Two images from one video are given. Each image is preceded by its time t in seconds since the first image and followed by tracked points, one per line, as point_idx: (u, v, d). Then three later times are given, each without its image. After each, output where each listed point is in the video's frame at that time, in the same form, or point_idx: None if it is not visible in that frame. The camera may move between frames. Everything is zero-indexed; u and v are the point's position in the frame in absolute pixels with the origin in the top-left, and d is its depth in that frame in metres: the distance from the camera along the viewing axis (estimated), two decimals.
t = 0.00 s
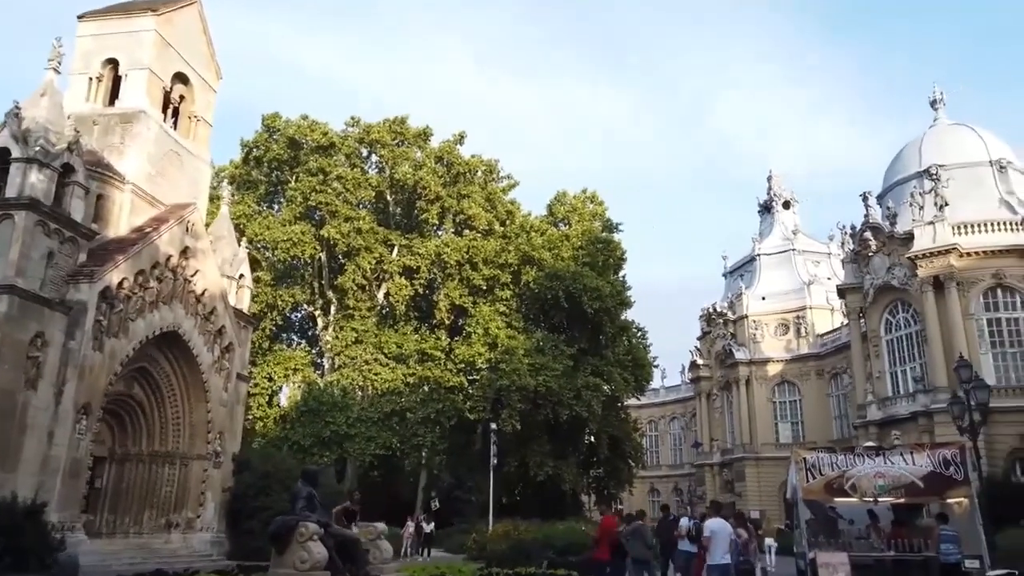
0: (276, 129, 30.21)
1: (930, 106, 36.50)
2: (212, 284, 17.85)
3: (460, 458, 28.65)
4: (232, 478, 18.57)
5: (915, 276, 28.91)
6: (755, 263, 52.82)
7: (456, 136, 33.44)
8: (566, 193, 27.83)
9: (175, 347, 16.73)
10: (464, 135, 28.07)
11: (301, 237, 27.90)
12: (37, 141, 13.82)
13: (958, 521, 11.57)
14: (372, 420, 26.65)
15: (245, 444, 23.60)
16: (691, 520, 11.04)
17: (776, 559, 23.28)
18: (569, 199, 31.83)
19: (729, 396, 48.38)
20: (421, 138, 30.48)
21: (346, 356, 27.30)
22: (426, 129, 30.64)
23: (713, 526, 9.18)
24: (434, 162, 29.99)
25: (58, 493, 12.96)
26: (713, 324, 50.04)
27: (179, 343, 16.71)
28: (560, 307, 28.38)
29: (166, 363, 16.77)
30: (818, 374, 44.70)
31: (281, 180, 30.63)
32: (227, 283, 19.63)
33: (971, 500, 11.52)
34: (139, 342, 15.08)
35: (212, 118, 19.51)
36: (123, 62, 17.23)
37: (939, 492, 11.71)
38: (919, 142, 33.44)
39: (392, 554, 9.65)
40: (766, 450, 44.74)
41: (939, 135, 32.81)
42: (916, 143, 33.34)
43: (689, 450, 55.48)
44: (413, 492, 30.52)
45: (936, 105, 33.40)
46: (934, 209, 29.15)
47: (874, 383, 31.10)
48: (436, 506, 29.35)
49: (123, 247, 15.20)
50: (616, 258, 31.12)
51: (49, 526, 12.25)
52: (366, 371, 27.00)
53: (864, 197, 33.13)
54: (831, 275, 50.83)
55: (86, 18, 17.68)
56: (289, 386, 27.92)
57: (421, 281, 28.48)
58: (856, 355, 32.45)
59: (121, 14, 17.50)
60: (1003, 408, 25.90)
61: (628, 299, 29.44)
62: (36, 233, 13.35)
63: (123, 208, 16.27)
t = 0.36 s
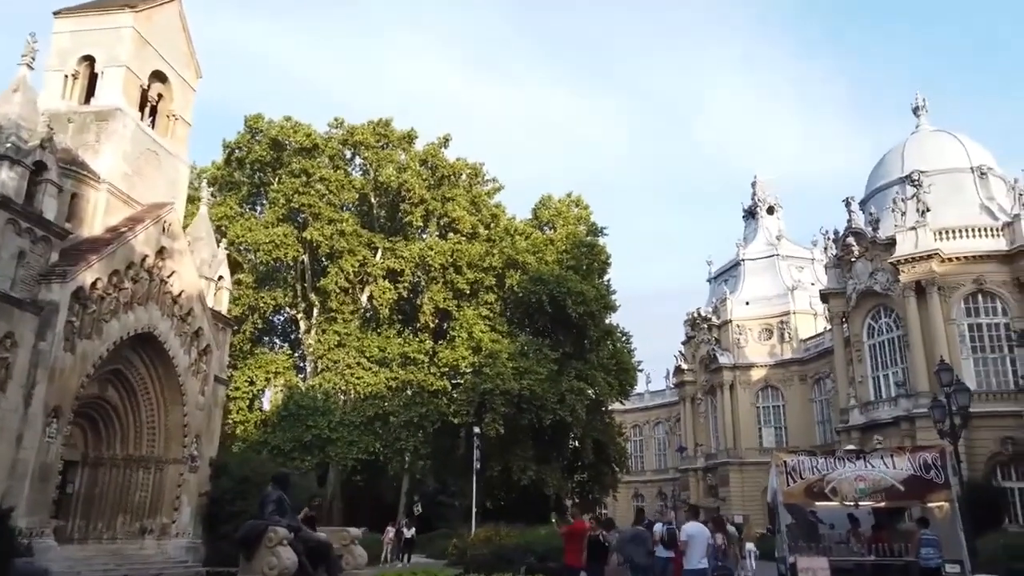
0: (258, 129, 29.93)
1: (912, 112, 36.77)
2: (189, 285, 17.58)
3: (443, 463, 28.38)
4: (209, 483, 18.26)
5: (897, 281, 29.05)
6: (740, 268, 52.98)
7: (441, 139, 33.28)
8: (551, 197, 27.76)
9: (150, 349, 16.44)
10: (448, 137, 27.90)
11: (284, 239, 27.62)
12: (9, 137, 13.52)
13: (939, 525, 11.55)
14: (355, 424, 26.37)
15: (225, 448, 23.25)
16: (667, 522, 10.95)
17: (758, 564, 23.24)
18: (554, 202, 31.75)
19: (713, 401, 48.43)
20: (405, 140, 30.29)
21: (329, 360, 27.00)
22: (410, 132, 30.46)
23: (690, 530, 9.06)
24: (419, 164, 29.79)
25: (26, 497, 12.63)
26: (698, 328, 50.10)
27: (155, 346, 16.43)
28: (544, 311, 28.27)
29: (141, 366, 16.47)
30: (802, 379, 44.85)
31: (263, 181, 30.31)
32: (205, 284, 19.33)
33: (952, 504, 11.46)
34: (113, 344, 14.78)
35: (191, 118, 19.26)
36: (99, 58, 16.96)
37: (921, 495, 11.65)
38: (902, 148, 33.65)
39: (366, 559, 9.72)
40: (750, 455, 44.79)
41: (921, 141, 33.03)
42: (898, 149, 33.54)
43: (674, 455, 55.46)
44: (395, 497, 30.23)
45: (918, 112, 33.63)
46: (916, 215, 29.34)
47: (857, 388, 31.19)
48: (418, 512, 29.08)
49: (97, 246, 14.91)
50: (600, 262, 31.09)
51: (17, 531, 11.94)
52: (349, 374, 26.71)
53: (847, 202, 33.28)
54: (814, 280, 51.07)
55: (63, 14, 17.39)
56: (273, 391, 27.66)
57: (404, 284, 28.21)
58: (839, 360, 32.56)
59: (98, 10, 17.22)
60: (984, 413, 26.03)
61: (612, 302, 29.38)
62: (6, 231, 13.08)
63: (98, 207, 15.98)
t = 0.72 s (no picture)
0: (240, 131, 29.62)
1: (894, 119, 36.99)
2: (165, 287, 17.29)
3: (427, 468, 28.35)
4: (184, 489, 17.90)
5: (880, 287, 29.15)
6: (724, 273, 53.09)
7: (426, 142, 33.10)
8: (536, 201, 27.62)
9: (124, 352, 16.11)
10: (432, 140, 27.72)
11: (265, 242, 27.29)
12: None
13: (919, 531, 11.51)
14: (337, 429, 26.01)
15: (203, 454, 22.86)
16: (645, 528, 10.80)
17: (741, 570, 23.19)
18: (539, 207, 31.59)
19: (697, 407, 48.43)
20: (389, 144, 30.07)
21: (310, 364, 26.68)
22: (395, 135, 30.25)
23: (667, 536, 8.94)
24: (403, 168, 29.56)
25: None
26: (682, 334, 50.14)
27: (130, 349, 16.10)
28: (528, 316, 28.12)
29: (115, 369, 16.13)
30: (785, 385, 44.96)
31: (246, 184, 29.97)
32: (182, 286, 19.05)
33: (933, 509, 11.37)
34: (85, 347, 14.45)
35: (169, 118, 18.98)
36: (73, 56, 16.67)
37: (902, 500, 11.54)
38: (884, 155, 33.82)
39: (338, 567, 9.55)
40: (734, 460, 44.81)
41: (904, 148, 33.22)
42: (881, 155, 33.72)
43: (658, 461, 55.42)
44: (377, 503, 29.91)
45: (900, 119, 33.82)
46: (899, 221, 29.49)
47: (839, 393, 31.24)
48: (400, 518, 28.78)
49: (69, 247, 14.58)
50: (584, 267, 31.03)
51: None
52: (331, 379, 26.38)
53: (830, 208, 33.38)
54: (798, 286, 51.26)
55: (37, 12, 17.07)
56: (255, 395, 27.20)
57: (388, 288, 27.92)
58: (822, 365, 32.66)
59: (73, 8, 16.95)
60: (965, 418, 26.14)
61: (596, 307, 29.32)
62: None
63: (70, 207, 15.66)
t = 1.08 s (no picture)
0: (223, 132, 29.31)
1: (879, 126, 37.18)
2: (143, 288, 16.96)
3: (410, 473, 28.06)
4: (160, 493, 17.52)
5: (864, 293, 29.23)
6: (710, 279, 53.18)
7: (412, 145, 32.90)
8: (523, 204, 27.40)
9: (99, 354, 15.76)
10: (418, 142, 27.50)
11: (248, 244, 26.93)
12: None
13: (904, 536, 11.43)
14: (319, 434, 25.66)
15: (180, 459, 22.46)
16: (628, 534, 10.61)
17: None
18: (525, 211, 31.38)
19: (683, 412, 48.41)
20: (375, 146, 29.83)
21: (293, 368, 26.35)
22: (381, 137, 30.01)
23: (647, 540, 8.71)
24: (388, 170, 29.31)
25: None
26: (668, 339, 50.13)
27: (105, 350, 15.76)
28: (513, 320, 27.97)
29: (90, 371, 15.79)
30: (770, 391, 45.03)
31: (229, 185, 29.62)
32: (160, 287, 18.77)
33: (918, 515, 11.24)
34: (57, 348, 14.11)
35: (149, 116, 18.70)
36: (50, 52, 16.37)
37: (887, 505, 11.40)
38: (869, 162, 33.96)
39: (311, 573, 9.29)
40: (719, 466, 44.79)
41: (888, 155, 33.37)
42: (865, 162, 33.85)
43: (644, 466, 55.34)
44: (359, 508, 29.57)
45: (885, 125, 33.99)
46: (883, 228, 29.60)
47: (824, 399, 31.23)
48: (382, 523, 28.45)
49: (42, 245, 14.26)
50: (570, 272, 30.89)
51: None
52: (313, 384, 26.01)
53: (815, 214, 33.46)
54: (783, 292, 51.43)
55: (14, 7, 16.76)
56: (237, 399, 26.80)
57: (372, 291, 27.62)
58: (806, 372, 32.60)
59: (50, 3, 16.65)
60: (949, 424, 26.19)
61: (582, 312, 29.19)
62: None
63: (45, 205, 15.33)
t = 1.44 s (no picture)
0: (205, 131, 28.95)
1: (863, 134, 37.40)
2: (119, 287, 16.60)
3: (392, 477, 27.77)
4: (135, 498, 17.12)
5: (847, 299, 29.33)
6: (694, 284, 53.26)
7: (397, 147, 32.67)
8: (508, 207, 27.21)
9: (73, 354, 15.40)
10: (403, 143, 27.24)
11: (229, 244, 26.56)
12: None
13: (891, 541, 11.39)
14: (299, 437, 25.26)
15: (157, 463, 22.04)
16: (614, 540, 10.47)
17: None
18: (511, 214, 31.16)
19: (666, 417, 48.40)
20: (360, 147, 29.55)
21: (275, 370, 26.00)
22: (365, 138, 29.74)
23: (631, 547, 8.55)
24: (373, 172, 29.01)
25: None
26: (652, 344, 50.15)
27: (79, 351, 15.40)
28: (498, 323, 27.79)
29: (63, 372, 15.41)
30: (753, 396, 45.13)
31: (211, 185, 29.24)
32: (138, 287, 18.46)
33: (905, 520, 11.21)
34: (29, 348, 13.75)
35: (127, 112, 18.38)
36: (26, 45, 16.03)
37: (873, 510, 11.29)
38: (853, 168, 34.12)
39: None
40: (702, 471, 44.79)
41: (872, 162, 33.56)
42: (850, 168, 34.02)
43: (628, 471, 55.28)
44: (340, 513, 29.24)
45: (868, 133, 34.17)
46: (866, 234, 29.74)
47: (807, 405, 31.25)
48: (364, 528, 28.12)
49: (14, 243, 13.90)
50: (555, 275, 30.76)
51: None
52: (295, 387, 25.68)
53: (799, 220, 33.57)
54: (767, 298, 51.61)
55: None
56: (217, 401, 26.36)
57: (355, 293, 27.32)
58: (791, 378, 32.58)
59: None
60: (931, 430, 26.29)
61: (567, 316, 29.05)
62: None
63: (18, 201, 14.99)
